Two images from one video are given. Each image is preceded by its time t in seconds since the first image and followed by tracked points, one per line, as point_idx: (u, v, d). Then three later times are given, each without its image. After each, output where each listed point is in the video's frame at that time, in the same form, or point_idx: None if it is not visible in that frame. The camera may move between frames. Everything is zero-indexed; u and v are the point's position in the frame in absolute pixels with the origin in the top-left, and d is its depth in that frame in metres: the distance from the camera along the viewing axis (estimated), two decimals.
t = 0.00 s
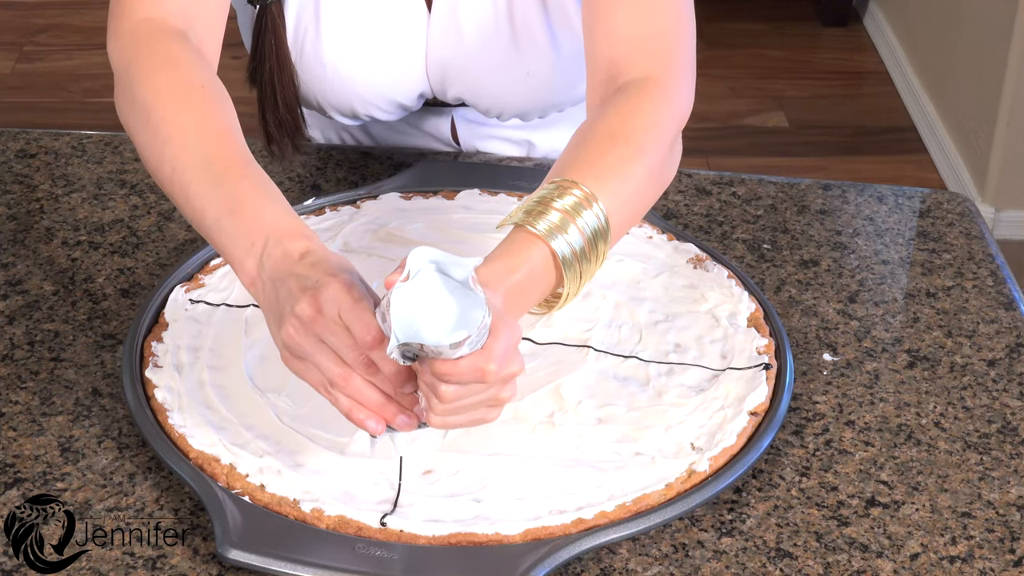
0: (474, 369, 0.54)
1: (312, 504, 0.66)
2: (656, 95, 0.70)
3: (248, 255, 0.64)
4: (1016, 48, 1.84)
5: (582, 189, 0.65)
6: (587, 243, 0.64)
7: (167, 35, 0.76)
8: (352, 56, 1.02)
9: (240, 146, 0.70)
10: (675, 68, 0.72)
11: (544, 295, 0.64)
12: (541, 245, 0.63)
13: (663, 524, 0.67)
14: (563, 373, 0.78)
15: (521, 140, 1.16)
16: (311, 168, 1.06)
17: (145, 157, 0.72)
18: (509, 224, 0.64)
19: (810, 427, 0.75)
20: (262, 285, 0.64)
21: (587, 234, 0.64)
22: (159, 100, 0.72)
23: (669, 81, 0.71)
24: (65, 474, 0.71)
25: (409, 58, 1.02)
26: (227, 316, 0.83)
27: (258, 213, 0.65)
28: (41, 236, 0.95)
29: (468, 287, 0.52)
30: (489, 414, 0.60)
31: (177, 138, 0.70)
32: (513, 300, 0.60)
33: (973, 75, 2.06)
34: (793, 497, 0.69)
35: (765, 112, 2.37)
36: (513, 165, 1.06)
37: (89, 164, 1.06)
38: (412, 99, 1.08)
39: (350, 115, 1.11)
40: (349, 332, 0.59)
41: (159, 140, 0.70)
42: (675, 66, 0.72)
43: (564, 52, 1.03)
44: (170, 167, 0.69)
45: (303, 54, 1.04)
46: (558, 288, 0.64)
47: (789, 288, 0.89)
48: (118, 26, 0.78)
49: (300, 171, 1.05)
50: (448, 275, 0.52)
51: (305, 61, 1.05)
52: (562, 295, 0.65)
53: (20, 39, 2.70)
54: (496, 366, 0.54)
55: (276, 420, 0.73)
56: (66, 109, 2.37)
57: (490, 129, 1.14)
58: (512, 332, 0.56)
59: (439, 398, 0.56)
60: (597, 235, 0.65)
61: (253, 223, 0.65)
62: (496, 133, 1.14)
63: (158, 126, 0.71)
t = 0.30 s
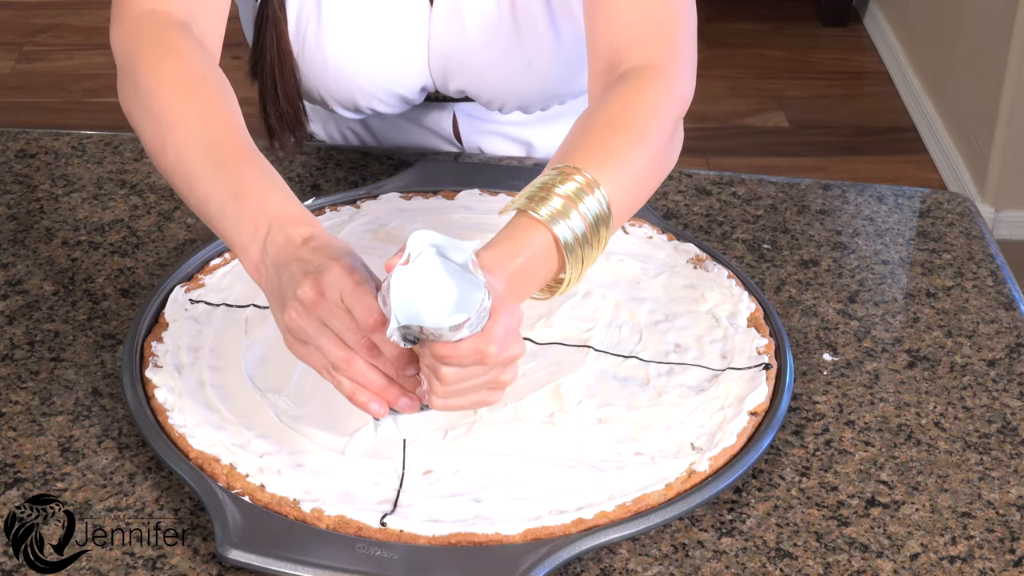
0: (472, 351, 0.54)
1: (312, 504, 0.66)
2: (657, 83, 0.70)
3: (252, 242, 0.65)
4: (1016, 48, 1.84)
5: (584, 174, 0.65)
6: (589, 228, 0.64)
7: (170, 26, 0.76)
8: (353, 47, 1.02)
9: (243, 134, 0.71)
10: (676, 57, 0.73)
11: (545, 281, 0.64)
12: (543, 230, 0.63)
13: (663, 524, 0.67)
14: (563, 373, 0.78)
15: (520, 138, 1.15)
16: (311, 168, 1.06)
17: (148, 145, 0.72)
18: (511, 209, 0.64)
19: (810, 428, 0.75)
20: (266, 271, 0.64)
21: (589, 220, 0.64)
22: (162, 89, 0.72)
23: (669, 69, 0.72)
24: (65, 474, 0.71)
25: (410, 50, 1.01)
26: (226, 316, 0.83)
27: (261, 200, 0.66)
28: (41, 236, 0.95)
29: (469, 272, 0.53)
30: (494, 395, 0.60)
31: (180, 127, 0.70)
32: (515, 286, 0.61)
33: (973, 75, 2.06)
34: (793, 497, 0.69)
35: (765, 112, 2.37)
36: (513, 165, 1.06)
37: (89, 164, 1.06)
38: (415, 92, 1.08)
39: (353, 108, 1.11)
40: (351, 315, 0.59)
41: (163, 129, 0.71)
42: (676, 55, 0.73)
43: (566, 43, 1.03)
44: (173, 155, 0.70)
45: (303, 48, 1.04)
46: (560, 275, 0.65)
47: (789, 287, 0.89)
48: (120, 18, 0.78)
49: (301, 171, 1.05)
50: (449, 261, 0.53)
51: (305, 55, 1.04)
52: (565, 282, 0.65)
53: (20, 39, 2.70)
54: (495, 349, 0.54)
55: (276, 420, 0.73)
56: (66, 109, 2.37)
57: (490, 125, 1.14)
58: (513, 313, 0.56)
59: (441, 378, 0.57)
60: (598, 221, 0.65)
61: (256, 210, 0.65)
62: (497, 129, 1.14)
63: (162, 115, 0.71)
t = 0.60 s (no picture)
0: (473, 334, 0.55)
1: (312, 504, 0.66)
2: (657, 70, 0.71)
3: (254, 228, 0.65)
4: (1016, 47, 1.84)
5: (585, 162, 0.65)
6: (590, 215, 0.65)
7: (171, 17, 0.77)
8: (352, 41, 1.02)
9: (244, 123, 0.71)
10: (676, 43, 0.73)
11: (545, 267, 0.65)
12: (543, 217, 0.63)
13: (663, 524, 0.67)
14: (562, 374, 0.78)
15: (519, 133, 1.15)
16: (311, 168, 1.06)
17: (151, 136, 0.72)
18: (511, 196, 0.65)
19: (810, 427, 0.75)
20: (268, 258, 0.64)
21: (589, 207, 0.64)
22: (164, 80, 0.72)
23: (670, 58, 0.72)
24: (65, 474, 0.71)
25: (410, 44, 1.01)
26: (226, 316, 0.83)
27: (264, 187, 0.66)
28: (41, 236, 0.95)
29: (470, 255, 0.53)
30: (494, 380, 0.61)
31: (182, 117, 0.70)
32: (517, 272, 0.61)
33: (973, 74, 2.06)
34: (793, 497, 0.69)
35: (765, 112, 2.37)
36: (513, 164, 1.06)
37: (89, 164, 1.06)
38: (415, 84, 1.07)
39: (353, 101, 1.10)
40: (353, 300, 0.60)
41: (165, 119, 0.71)
42: (676, 42, 0.73)
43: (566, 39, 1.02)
44: (176, 145, 0.70)
45: (302, 41, 1.03)
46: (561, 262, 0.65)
47: (789, 288, 0.89)
48: (122, 11, 0.78)
49: (300, 171, 1.05)
50: (449, 244, 0.53)
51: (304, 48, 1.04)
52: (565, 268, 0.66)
53: (21, 39, 2.70)
54: (495, 332, 0.55)
55: (276, 419, 0.73)
56: (66, 109, 2.37)
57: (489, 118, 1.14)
58: (513, 298, 0.57)
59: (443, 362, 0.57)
60: (598, 208, 0.65)
61: (258, 198, 0.66)
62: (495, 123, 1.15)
63: (163, 106, 0.71)
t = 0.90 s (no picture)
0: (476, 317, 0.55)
1: (312, 504, 0.66)
2: (657, 59, 0.72)
3: (257, 217, 0.66)
4: (1016, 47, 1.84)
5: (586, 150, 0.66)
6: (591, 203, 0.66)
7: (173, 9, 0.77)
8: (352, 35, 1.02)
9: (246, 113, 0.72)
10: (676, 33, 0.73)
11: (546, 255, 0.65)
12: (545, 203, 0.64)
13: (663, 524, 0.67)
14: (562, 374, 0.78)
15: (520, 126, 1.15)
16: (311, 168, 1.06)
17: (154, 128, 0.73)
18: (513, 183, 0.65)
19: (810, 427, 0.75)
20: (272, 246, 0.65)
21: (589, 194, 0.65)
22: (166, 71, 0.73)
23: (670, 47, 0.73)
24: (65, 474, 0.71)
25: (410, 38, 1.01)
26: (226, 316, 0.83)
27: (265, 175, 0.67)
28: (41, 237, 0.95)
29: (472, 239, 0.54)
30: (496, 363, 0.61)
31: (185, 108, 0.71)
32: (518, 258, 0.62)
33: (973, 74, 2.06)
34: (793, 497, 0.69)
35: (765, 112, 2.37)
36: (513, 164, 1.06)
37: (89, 164, 1.06)
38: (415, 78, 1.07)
39: (354, 94, 1.10)
40: (354, 284, 0.61)
41: (167, 111, 0.72)
42: (676, 32, 0.74)
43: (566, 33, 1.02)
44: (179, 136, 0.71)
45: (302, 35, 1.03)
46: (563, 248, 0.66)
47: (789, 288, 0.89)
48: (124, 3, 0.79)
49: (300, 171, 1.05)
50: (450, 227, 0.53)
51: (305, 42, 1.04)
52: (566, 255, 0.66)
53: (21, 39, 2.70)
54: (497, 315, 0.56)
55: (276, 419, 0.73)
56: (65, 109, 2.37)
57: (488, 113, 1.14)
58: (514, 282, 0.57)
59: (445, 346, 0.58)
60: (599, 196, 0.66)
61: (260, 186, 0.66)
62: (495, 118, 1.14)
63: (165, 97, 0.72)
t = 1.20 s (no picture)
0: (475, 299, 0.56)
1: (312, 504, 0.66)
2: (656, 47, 0.72)
3: (258, 204, 0.66)
4: (1016, 47, 1.84)
5: (585, 137, 0.66)
6: (590, 189, 0.66)
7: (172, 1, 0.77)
8: (350, 27, 1.02)
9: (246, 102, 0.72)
10: (674, 20, 0.74)
11: (545, 241, 0.65)
12: (545, 189, 0.64)
13: (663, 524, 0.67)
14: (561, 374, 0.78)
15: (519, 120, 1.15)
16: (311, 167, 1.06)
17: (155, 118, 0.73)
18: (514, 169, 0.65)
19: (810, 427, 0.75)
20: (273, 232, 0.65)
21: (589, 181, 0.65)
22: (166, 61, 0.73)
23: (669, 35, 0.73)
24: (65, 474, 0.71)
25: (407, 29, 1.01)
26: (226, 317, 0.83)
27: (266, 163, 0.67)
28: (41, 237, 0.95)
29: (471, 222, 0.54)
30: (495, 346, 0.62)
31: (185, 98, 0.71)
32: (518, 243, 0.62)
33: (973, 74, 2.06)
34: (793, 497, 0.69)
35: (765, 112, 2.37)
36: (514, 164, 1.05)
37: (89, 164, 1.06)
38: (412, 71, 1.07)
39: (352, 88, 1.10)
40: (355, 269, 0.61)
41: (168, 101, 0.72)
42: (675, 21, 0.74)
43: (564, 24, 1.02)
44: (180, 126, 0.71)
45: (301, 28, 1.03)
46: (563, 235, 0.66)
47: (789, 288, 0.89)
48: None
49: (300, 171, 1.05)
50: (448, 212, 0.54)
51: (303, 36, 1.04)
52: (566, 242, 0.67)
53: (20, 39, 2.70)
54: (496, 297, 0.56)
55: (276, 419, 0.74)
56: (66, 109, 2.37)
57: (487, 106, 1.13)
58: (513, 265, 0.58)
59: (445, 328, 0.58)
60: (598, 182, 0.66)
61: (262, 173, 0.66)
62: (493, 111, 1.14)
63: (166, 87, 0.72)
